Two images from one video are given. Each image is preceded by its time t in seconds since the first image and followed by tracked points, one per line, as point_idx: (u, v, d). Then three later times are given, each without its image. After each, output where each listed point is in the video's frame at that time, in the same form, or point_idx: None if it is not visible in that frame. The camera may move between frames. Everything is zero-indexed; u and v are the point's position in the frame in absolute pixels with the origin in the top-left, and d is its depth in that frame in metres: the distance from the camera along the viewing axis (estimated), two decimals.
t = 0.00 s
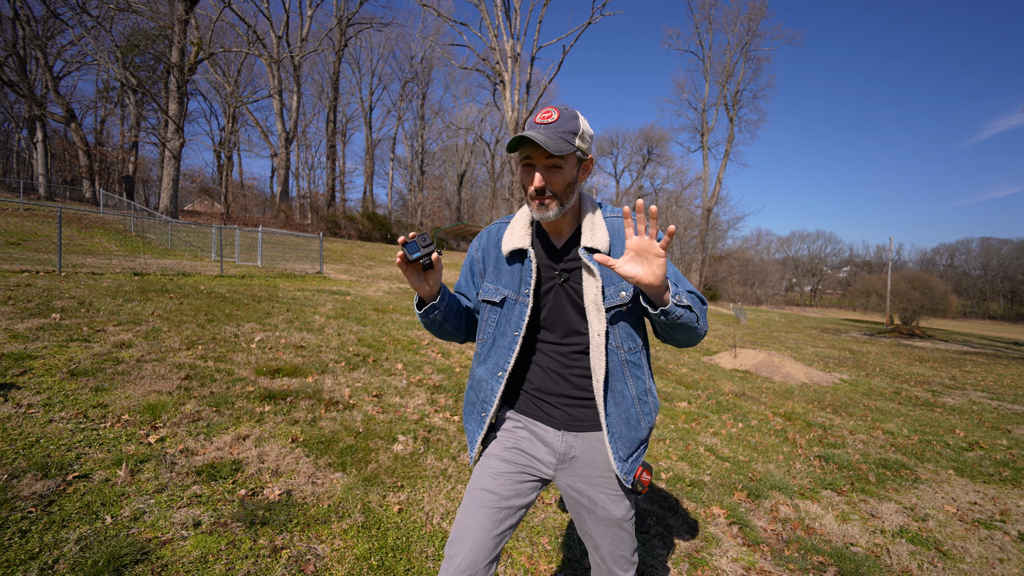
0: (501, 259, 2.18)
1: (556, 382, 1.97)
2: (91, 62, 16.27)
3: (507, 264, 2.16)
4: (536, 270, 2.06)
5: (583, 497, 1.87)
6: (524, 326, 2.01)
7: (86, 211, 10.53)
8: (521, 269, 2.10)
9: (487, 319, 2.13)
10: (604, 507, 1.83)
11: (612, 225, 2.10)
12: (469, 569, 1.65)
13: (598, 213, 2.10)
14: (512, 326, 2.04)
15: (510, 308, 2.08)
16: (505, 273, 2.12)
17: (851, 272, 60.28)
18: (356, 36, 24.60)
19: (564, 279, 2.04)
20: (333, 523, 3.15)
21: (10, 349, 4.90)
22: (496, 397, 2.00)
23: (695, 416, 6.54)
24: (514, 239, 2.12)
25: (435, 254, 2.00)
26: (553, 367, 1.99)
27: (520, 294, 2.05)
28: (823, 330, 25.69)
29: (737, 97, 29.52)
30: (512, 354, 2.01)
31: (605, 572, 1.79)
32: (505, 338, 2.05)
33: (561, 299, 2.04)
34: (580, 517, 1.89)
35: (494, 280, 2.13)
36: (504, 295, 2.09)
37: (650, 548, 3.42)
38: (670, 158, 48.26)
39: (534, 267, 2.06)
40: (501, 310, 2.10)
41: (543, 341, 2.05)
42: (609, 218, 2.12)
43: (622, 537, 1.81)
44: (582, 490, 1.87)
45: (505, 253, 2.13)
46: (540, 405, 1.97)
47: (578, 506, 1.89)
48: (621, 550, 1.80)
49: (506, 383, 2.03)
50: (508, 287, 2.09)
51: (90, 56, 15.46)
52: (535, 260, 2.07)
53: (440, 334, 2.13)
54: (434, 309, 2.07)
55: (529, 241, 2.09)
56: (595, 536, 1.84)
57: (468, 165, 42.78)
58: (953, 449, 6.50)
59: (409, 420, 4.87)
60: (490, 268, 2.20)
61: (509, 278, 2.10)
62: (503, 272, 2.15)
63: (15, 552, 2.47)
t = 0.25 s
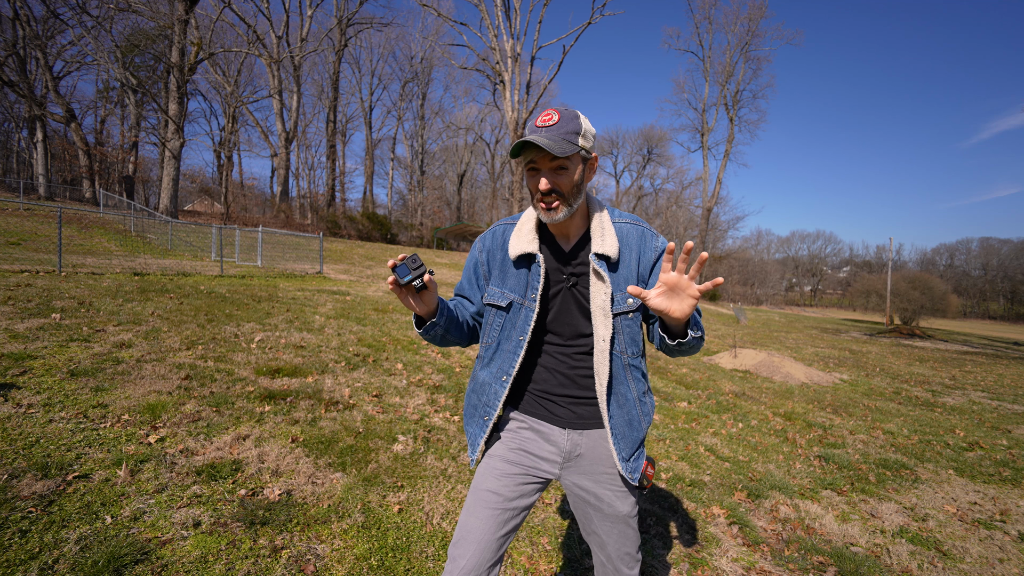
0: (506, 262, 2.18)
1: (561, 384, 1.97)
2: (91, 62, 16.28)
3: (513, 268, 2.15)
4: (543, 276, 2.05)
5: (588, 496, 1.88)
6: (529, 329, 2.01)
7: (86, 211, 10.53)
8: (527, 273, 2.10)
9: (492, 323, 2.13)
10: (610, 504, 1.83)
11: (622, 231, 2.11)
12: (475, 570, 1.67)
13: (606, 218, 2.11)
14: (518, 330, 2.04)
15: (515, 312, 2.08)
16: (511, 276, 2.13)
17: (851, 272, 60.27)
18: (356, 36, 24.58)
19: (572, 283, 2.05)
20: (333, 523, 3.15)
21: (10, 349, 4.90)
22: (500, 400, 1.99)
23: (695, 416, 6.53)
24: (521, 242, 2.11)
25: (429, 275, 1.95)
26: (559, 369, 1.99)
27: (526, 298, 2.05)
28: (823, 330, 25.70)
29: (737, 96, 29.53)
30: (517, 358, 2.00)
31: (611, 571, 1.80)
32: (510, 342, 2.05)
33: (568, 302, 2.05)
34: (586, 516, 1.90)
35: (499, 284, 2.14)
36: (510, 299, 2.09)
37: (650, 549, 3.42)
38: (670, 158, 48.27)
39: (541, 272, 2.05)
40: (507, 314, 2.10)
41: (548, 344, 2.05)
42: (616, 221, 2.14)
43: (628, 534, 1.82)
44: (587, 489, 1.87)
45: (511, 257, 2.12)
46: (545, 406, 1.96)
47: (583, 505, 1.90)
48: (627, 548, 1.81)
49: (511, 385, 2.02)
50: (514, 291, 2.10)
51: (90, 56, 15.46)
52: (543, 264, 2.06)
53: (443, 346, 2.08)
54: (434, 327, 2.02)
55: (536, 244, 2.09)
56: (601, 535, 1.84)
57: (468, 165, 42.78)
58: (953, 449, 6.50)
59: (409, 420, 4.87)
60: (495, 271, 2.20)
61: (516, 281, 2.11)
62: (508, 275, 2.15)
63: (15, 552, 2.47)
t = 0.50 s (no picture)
0: (508, 260, 2.17)
1: (564, 384, 1.97)
2: (91, 62, 16.28)
3: (515, 265, 2.15)
4: (545, 273, 2.06)
5: (589, 496, 1.88)
6: (532, 328, 2.01)
7: (86, 211, 10.53)
8: (530, 271, 2.10)
9: (494, 321, 2.12)
10: (611, 505, 1.83)
11: (623, 229, 2.11)
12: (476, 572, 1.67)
13: (608, 216, 2.11)
14: (520, 328, 2.04)
15: (518, 310, 2.08)
16: (513, 274, 2.13)
17: (851, 272, 60.28)
18: (356, 36, 24.58)
19: (574, 280, 2.05)
20: (333, 522, 3.15)
21: (10, 349, 4.90)
22: (503, 401, 1.98)
23: (695, 416, 6.53)
24: (523, 240, 2.11)
25: (425, 277, 1.96)
26: (561, 368, 1.99)
27: (528, 296, 2.05)
28: (823, 330, 25.70)
29: (737, 96, 29.52)
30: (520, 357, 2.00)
31: (611, 571, 1.80)
32: (512, 340, 2.05)
33: (570, 300, 2.05)
34: (587, 517, 1.89)
35: (501, 282, 2.14)
36: (512, 297, 2.09)
37: (650, 549, 3.42)
38: (670, 158, 48.28)
39: (544, 269, 2.06)
40: (509, 312, 2.10)
41: (550, 343, 2.05)
42: (618, 220, 2.14)
43: (628, 535, 1.82)
44: (588, 491, 1.87)
45: (513, 254, 2.12)
46: (547, 407, 1.97)
47: (584, 506, 1.90)
48: (627, 548, 1.81)
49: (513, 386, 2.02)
50: (516, 289, 2.09)
51: (90, 56, 15.45)
52: (545, 261, 2.07)
53: (442, 347, 2.08)
54: (433, 329, 2.02)
55: (539, 241, 2.10)
56: (602, 536, 1.84)
57: (468, 165, 42.78)
58: (953, 449, 6.50)
59: (409, 420, 4.87)
60: (496, 269, 2.20)
61: (518, 279, 2.11)
62: (510, 273, 2.15)
63: (14, 553, 2.46)
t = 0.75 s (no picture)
0: (507, 259, 2.18)
1: (566, 382, 1.97)
2: (91, 62, 16.28)
3: (514, 262, 2.16)
4: (544, 270, 2.06)
5: (590, 496, 1.88)
6: (531, 325, 2.00)
7: (86, 211, 10.52)
8: (529, 268, 2.10)
9: (494, 319, 2.12)
10: (611, 505, 1.83)
11: (621, 226, 2.11)
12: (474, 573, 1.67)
13: (606, 211, 2.11)
14: (520, 326, 2.04)
15: (517, 308, 2.08)
16: (512, 272, 2.13)
17: (851, 272, 60.27)
18: (356, 36, 24.58)
19: (573, 277, 2.05)
20: (333, 522, 3.15)
21: (10, 349, 4.90)
22: (504, 400, 1.98)
23: (695, 416, 6.53)
24: (521, 237, 2.11)
25: (424, 276, 1.96)
26: (563, 366, 1.99)
27: (528, 293, 2.04)
28: (823, 330, 25.71)
29: (737, 97, 29.52)
30: (520, 354, 2.00)
31: (610, 570, 1.80)
32: (512, 338, 2.05)
33: (569, 298, 2.05)
34: (587, 516, 1.90)
35: (500, 280, 2.14)
36: (512, 295, 2.09)
37: (650, 549, 3.42)
38: (670, 158, 48.27)
39: (542, 266, 2.05)
40: (509, 309, 2.10)
41: (549, 340, 2.05)
42: (615, 217, 2.14)
43: (629, 535, 1.82)
44: (588, 491, 1.88)
45: (512, 252, 2.12)
46: (548, 407, 1.96)
47: (585, 506, 1.90)
48: (627, 548, 1.81)
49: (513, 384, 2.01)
50: (515, 287, 2.09)
51: (90, 56, 15.45)
52: (544, 258, 2.06)
53: (443, 348, 2.09)
54: (434, 328, 2.02)
55: (537, 238, 2.10)
56: (602, 535, 1.84)
57: (468, 165, 42.78)
58: (953, 449, 6.50)
59: (409, 420, 4.87)
60: (496, 268, 2.21)
61: (517, 277, 2.11)
62: (509, 271, 2.15)
63: (15, 552, 2.46)
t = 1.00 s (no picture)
0: (509, 257, 2.17)
1: (571, 379, 1.97)
2: (91, 62, 16.29)
3: (515, 261, 2.16)
4: (545, 266, 2.06)
5: (595, 495, 1.89)
6: (534, 321, 2.00)
7: (86, 211, 10.52)
8: (530, 265, 2.10)
9: (498, 317, 2.12)
10: (616, 503, 1.84)
11: (620, 221, 2.11)
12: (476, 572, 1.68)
13: (604, 207, 2.11)
14: (523, 322, 2.04)
15: (520, 305, 2.08)
16: (514, 270, 2.12)
17: (851, 272, 60.29)
18: (356, 36, 24.58)
19: (574, 272, 2.05)
20: (333, 522, 3.15)
21: (10, 349, 4.90)
22: (509, 398, 1.98)
23: (695, 416, 6.53)
24: (522, 235, 2.11)
25: (428, 279, 1.93)
26: (568, 363, 1.98)
27: (530, 290, 2.05)
28: (823, 330, 25.71)
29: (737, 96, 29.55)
30: (524, 351, 2.00)
31: (612, 567, 1.82)
32: (516, 335, 2.05)
33: (572, 293, 2.05)
34: (591, 513, 1.91)
35: (502, 279, 2.14)
36: (514, 292, 2.09)
37: (650, 549, 3.42)
38: (670, 158, 48.29)
39: (544, 262, 2.06)
40: (512, 307, 2.10)
41: (552, 338, 2.04)
42: (613, 212, 2.15)
43: (631, 532, 1.83)
44: (593, 489, 1.88)
45: (513, 249, 2.12)
46: (553, 406, 1.96)
47: (590, 503, 1.91)
48: (630, 545, 1.83)
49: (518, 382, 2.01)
50: (517, 285, 2.10)
51: (90, 56, 15.45)
52: (545, 255, 2.07)
53: (449, 349, 2.08)
54: (439, 331, 2.01)
55: (537, 236, 2.10)
56: (606, 532, 1.85)
57: (468, 165, 42.78)
58: (953, 449, 6.50)
59: (409, 420, 4.87)
60: (498, 268, 2.20)
61: (518, 275, 2.11)
62: (511, 270, 2.15)
63: (15, 552, 2.46)
